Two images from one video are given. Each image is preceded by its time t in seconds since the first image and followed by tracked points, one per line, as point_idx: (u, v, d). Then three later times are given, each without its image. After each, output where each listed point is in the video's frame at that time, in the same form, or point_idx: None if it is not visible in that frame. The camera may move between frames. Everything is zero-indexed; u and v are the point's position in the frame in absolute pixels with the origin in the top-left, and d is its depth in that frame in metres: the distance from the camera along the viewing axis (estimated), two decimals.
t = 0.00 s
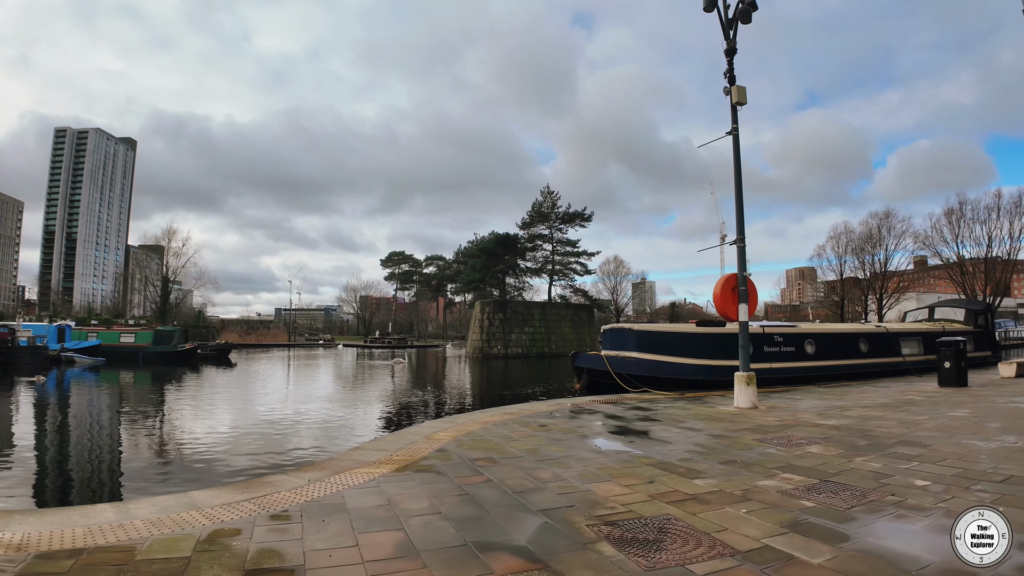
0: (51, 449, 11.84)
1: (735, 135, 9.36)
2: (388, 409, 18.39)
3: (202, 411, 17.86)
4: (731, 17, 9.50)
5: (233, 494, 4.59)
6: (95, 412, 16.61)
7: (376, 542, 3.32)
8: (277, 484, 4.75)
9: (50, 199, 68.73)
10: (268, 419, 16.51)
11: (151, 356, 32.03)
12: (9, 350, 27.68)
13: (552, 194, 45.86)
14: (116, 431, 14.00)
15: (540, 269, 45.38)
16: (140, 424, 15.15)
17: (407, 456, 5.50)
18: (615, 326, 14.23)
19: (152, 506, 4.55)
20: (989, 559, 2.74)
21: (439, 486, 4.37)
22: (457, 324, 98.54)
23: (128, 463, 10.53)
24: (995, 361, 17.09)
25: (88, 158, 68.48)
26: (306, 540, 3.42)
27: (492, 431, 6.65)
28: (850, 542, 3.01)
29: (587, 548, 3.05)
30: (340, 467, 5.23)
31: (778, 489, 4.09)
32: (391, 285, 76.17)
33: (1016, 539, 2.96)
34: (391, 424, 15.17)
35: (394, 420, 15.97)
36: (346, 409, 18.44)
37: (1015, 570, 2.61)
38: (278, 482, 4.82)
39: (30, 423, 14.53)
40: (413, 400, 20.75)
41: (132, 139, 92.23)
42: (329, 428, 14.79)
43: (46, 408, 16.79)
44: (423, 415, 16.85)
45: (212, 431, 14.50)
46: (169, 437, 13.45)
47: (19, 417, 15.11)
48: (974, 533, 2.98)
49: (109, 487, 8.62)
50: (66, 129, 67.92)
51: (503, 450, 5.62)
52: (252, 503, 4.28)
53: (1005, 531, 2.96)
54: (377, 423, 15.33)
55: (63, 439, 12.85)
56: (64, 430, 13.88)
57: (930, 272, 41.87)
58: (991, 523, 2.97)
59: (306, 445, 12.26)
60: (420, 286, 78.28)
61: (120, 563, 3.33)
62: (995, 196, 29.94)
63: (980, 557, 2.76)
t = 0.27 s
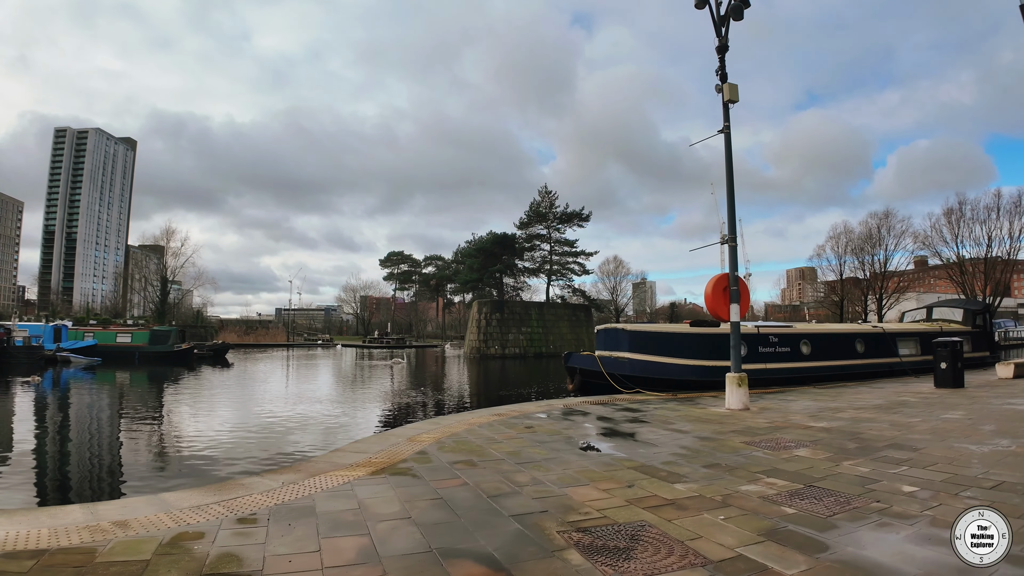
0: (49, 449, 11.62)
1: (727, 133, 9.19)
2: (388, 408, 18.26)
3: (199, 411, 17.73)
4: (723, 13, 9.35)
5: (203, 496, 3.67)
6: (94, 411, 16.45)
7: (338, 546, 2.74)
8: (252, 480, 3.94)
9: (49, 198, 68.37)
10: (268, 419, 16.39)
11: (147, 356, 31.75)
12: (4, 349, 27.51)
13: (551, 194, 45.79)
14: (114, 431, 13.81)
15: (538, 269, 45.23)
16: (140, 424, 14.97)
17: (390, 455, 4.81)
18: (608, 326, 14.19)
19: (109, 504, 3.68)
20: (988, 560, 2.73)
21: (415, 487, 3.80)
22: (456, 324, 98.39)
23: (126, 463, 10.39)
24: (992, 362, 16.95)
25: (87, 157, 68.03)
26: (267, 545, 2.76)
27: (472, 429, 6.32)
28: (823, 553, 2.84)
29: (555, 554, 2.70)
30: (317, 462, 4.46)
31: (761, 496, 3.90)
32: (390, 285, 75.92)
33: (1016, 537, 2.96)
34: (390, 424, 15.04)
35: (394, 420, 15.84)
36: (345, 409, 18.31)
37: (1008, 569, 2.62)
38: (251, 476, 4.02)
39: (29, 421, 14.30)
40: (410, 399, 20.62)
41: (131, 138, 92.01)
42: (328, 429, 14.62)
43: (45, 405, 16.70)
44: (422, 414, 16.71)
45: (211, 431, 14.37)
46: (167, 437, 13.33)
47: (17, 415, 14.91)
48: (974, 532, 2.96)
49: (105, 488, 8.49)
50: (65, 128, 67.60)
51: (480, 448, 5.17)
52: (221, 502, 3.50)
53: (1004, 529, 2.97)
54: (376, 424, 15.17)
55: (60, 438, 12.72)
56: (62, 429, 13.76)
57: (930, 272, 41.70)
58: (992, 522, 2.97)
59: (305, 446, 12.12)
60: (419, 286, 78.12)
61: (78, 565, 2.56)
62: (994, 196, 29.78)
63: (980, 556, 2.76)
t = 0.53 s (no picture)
0: (59, 449, 11.65)
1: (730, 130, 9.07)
2: (395, 408, 18.29)
3: (208, 410, 17.82)
4: (727, 8, 9.21)
5: (189, 496, 3.64)
6: (105, 410, 16.49)
7: (315, 553, 2.67)
8: (238, 481, 3.92)
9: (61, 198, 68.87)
10: (277, 419, 16.47)
11: (155, 356, 31.89)
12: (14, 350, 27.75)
13: (558, 193, 45.57)
14: (124, 431, 13.87)
15: (545, 269, 45.03)
16: (151, 424, 15.05)
17: (381, 457, 4.73)
18: (613, 327, 14.19)
19: (91, 506, 3.64)
20: (989, 558, 2.80)
21: (403, 492, 3.71)
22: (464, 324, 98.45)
23: (138, 463, 10.47)
24: (1004, 362, 16.66)
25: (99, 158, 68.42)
26: (244, 551, 2.71)
27: (467, 429, 6.24)
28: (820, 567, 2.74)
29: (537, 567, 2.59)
30: (306, 464, 4.41)
31: (758, 503, 3.82)
32: (398, 285, 76.01)
33: (1016, 539, 3.04)
34: (398, 424, 15.06)
35: (401, 419, 15.87)
36: (353, 409, 18.36)
37: (1016, 568, 2.67)
38: (238, 479, 3.98)
39: (40, 420, 14.35)
40: (416, 399, 20.63)
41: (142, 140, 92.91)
42: (336, 429, 14.67)
43: (56, 404, 16.82)
44: (430, 413, 16.73)
45: (221, 431, 14.46)
46: (178, 437, 13.41)
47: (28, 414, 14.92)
48: (975, 533, 3.05)
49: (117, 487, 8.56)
50: (76, 130, 67.84)
51: (473, 451, 5.07)
52: (205, 506, 3.46)
53: (1004, 530, 3.06)
54: (383, 423, 15.23)
55: (72, 438, 12.83)
56: (74, 428, 13.86)
57: (941, 271, 41.08)
58: (991, 524, 3.05)
59: (314, 446, 12.17)
60: (427, 286, 78.21)
61: (51, 568, 2.52)
62: (1008, 194, 29.24)
63: (980, 557, 2.82)
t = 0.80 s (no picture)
0: (75, 446, 11.77)
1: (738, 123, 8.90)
2: (406, 406, 18.31)
3: (219, 408, 17.94)
4: None
5: (177, 496, 3.58)
6: (118, 408, 16.60)
7: (296, 555, 2.59)
8: (228, 481, 3.86)
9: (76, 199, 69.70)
10: (288, 417, 16.55)
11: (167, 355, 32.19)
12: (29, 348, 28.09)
13: (568, 191, 45.26)
14: (138, 428, 13.99)
15: (554, 267, 44.77)
16: (164, 421, 15.17)
17: (377, 456, 4.64)
18: (621, 326, 14.17)
19: (78, 504, 3.58)
20: (989, 559, 2.73)
21: (395, 493, 3.62)
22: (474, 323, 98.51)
23: (151, 459, 10.55)
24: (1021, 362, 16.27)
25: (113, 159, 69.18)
26: (224, 551, 2.64)
27: (468, 428, 6.14)
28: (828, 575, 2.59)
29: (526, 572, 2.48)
30: (300, 463, 4.33)
31: (764, 506, 3.68)
32: (409, 284, 76.18)
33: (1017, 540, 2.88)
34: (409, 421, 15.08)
35: (412, 416, 15.89)
36: (364, 407, 18.41)
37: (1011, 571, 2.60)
38: (229, 478, 3.91)
39: (55, 416, 14.49)
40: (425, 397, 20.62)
41: (157, 142, 93.96)
42: (347, 427, 14.72)
43: (70, 400, 17.01)
44: (440, 411, 16.73)
45: (233, 428, 14.56)
46: (191, 434, 13.52)
47: (44, 409, 15.04)
48: (974, 533, 2.93)
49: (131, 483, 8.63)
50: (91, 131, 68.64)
51: (471, 451, 4.95)
52: (193, 505, 3.41)
53: (1003, 529, 2.89)
54: (393, 421, 15.26)
55: (87, 434, 12.96)
56: (89, 424, 14.02)
57: (955, 270, 40.22)
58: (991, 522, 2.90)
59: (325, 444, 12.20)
60: (437, 285, 78.30)
61: (27, 565, 2.47)
62: None
63: (980, 557, 2.75)
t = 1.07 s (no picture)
0: (92, 444, 11.91)
1: (749, 116, 8.71)
2: (417, 405, 18.34)
3: (234, 407, 18.11)
4: None
5: (166, 497, 3.58)
6: (134, 407, 16.74)
7: (275, 563, 2.51)
8: (218, 481, 3.84)
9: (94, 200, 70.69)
10: (300, 415, 16.64)
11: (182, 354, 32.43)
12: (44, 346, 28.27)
13: (579, 189, 44.93)
14: (154, 426, 14.16)
15: (566, 266, 44.50)
16: (179, 420, 15.31)
17: (376, 458, 4.56)
18: (631, 325, 14.03)
19: (67, 506, 3.55)
20: (989, 561, 2.76)
21: (386, 498, 3.51)
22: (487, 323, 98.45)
23: (167, 458, 10.67)
24: None
25: (129, 160, 70.14)
26: (203, 559, 2.60)
27: (471, 429, 6.03)
28: None
29: None
30: (295, 463, 4.29)
31: (771, 515, 3.54)
32: (422, 283, 76.33)
33: (1016, 539, 2.95)
34: (420, 420, 15.09)
35: (424, 415, 15.90)
36: (376, 406, 18.43)
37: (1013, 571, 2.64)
38: (220, 479, 3.89)
39: (73, 414, 14.66)
40: (437, 396, 20.60)
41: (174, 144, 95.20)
42: (358, 426, 14.75)
43: (88, 398, 17.25)
44: (452, 410, 16.72)
45: (248, 427, 14.68)
46: (206, 432, 13.68)
47: (61, 407, 15.19)
48: (974, 533, 2.97)
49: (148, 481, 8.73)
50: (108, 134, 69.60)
51: (472, 453, 4.83)
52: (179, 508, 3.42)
53: (1004, 530, 2.96)
54: (405, 420, 15.27)
55: (104, 432, 13.15)
56: (106, 422, 14.20)
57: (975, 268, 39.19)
58: (991, 523, 2.96)
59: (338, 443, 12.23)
60: (449, 285, 78.39)
61: (5, 569, 2.47)
62: None
63: (980, 557, 2.79)
